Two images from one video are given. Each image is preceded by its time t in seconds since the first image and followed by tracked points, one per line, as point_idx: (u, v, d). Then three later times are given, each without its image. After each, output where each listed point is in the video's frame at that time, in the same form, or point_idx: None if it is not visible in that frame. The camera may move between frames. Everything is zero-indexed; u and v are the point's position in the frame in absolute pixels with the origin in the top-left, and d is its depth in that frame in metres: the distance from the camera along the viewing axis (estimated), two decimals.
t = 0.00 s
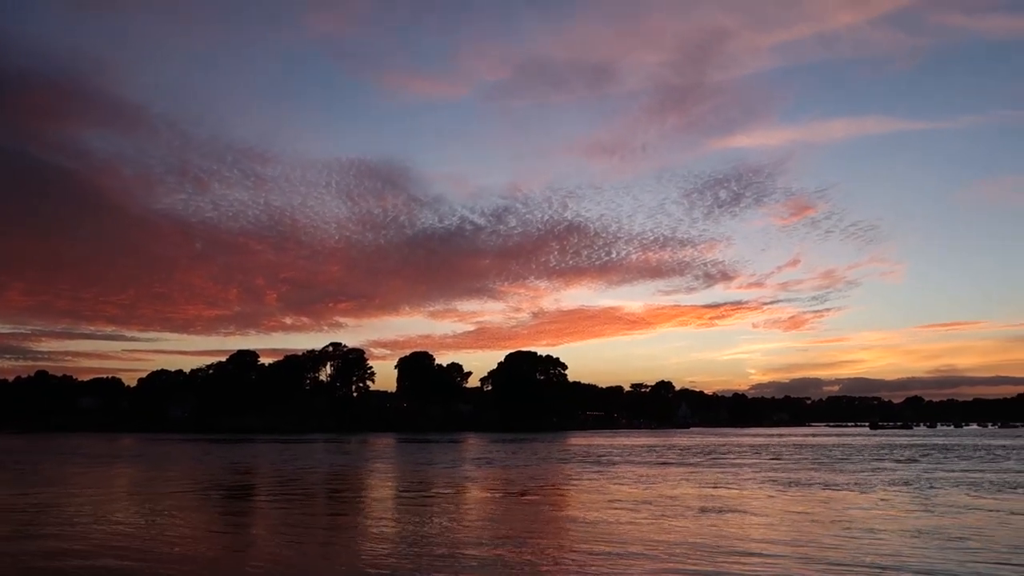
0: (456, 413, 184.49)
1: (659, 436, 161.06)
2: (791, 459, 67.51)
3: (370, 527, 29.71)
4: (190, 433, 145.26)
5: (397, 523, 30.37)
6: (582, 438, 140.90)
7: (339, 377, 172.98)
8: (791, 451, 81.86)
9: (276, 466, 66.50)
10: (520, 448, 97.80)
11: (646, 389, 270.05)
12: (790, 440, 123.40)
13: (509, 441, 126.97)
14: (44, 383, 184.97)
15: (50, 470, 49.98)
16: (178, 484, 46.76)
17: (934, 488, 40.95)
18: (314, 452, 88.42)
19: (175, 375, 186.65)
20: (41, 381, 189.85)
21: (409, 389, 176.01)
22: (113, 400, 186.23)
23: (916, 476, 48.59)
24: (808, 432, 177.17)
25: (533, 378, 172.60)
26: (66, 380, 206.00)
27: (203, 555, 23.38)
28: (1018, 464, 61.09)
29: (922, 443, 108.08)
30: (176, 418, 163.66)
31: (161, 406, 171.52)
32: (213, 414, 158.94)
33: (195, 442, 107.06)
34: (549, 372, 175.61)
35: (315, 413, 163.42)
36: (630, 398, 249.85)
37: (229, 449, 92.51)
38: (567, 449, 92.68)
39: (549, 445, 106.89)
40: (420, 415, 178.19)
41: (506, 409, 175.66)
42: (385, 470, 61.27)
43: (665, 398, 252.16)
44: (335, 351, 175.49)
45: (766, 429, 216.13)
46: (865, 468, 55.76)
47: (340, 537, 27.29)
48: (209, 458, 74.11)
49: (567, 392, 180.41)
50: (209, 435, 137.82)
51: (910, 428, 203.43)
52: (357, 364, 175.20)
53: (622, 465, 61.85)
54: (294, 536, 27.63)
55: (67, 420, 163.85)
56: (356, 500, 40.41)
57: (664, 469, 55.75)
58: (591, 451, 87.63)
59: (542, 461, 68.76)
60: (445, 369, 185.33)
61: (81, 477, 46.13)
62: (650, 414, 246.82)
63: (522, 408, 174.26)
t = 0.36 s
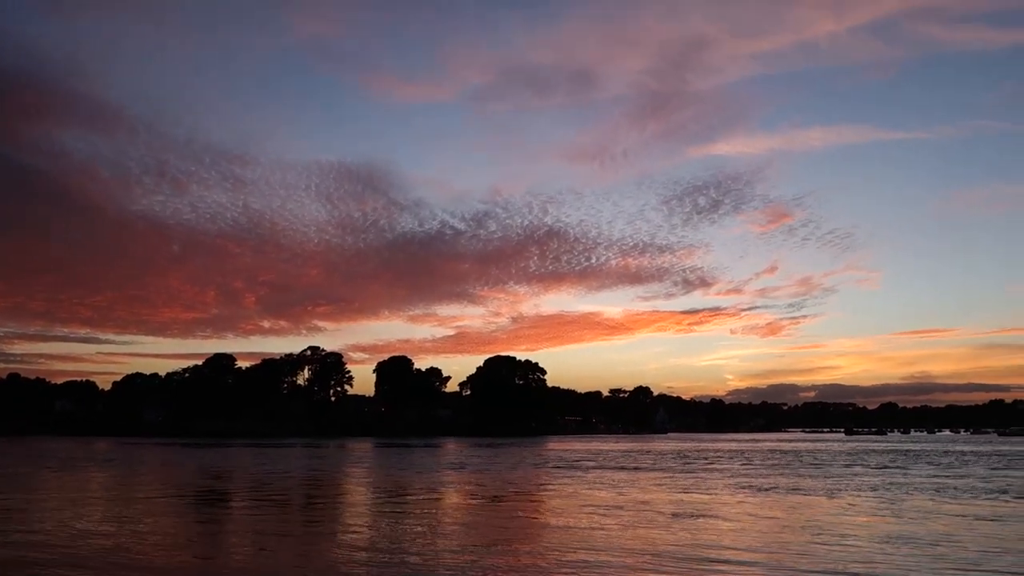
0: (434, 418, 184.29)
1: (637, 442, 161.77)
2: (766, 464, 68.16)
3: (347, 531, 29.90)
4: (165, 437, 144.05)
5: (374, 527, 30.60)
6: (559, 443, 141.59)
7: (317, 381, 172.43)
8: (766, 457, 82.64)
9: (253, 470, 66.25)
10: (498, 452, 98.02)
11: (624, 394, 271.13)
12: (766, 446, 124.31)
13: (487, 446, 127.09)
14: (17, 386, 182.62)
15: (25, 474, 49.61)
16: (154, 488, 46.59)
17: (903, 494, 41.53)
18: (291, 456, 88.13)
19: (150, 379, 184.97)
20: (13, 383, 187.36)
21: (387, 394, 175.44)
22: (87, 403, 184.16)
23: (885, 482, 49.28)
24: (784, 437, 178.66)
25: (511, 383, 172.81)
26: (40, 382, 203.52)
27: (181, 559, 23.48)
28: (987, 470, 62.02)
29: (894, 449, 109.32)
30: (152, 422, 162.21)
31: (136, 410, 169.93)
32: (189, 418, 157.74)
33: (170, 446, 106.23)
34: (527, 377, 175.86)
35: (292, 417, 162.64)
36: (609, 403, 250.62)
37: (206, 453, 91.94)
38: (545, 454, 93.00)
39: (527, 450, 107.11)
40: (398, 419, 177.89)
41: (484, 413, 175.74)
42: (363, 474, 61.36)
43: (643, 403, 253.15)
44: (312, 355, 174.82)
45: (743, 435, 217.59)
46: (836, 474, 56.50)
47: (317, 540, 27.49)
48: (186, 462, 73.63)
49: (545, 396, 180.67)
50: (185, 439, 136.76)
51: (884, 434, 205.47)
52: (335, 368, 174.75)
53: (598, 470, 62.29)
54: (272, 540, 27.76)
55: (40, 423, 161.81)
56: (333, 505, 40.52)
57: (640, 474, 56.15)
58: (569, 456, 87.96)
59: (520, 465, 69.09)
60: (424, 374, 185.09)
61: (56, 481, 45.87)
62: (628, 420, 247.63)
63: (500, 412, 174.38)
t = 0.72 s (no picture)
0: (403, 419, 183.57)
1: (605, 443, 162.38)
2: (730, 465, 68.82)
3: (314, 531, 29.79)
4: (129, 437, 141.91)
5: (345, 528, 30.52)
6: (528, 444, 141.74)
7: (285, 382, 171.16)
8: (733, 458, 83.35)
9: (219, 471, 65.60)
10: (467, 454, 97.98)
11: (594, 396, 272.07)
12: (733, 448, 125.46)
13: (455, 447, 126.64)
14: None
15: None
16: (119, 490, 45.98)
17: (866, 495, 41.93)
18: (258, 458, 87.23)
19: (114, 378, 181.91)
20: None
21: (356, 394, 174.36)
22: (49, 403, 180.60)
23: (849, 483, 49.77)
24: (751, 440, 179.95)
25: (481, 384, 172.46)
26: None
27: (144, 559, 23.28)
28: (948, 471, 62.95)
29: (859, 450, 110.68)
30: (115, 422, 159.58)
31: (99, 410, 167.05)
32: (154, 419, 155.49)
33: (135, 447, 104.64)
34: (497, 378, 174.96)
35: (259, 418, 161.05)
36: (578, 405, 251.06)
37: (171, 454, 90.81)
38: (514, 456, 93.02)
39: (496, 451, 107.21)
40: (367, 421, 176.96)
41: (454, 415, 175.40)
42: (331, 475, 60.99)
43: (612, 406, 253.99)
44: (281, 355, 173.39)
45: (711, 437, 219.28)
46: (800, 475, 56.97)
47: (283, 540, 27.34)
48: (151, 463, 72.61)
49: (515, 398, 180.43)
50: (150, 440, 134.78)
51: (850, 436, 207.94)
52: (303, 368, 173.65)
53: (566, 470, 62.53)
54: (238, 540, 27.60)
55: None
56: (300, 505, 40.28)
57: (607, 476, 56.35)
58: (538, 458, 88.04)
59: (489, 466, 69.10)
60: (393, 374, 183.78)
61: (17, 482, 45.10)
62: (597, 421, 248.30)
63: (470, 414, 174.10)
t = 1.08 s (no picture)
0: (373, 416, 183.50)
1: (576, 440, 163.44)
2: (695, 462, 69.78)
3: (284, 529, 29.97)
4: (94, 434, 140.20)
5: (314, 525, 30.72)
6: (498, 442, 142.36)
7: (254, 379, 170.34)
8: (699, 456, 84.55)
9: (187, 469, 65.30)
10: (437, 451, 98.35)
11: (564, 393, 273.62)
12: (700, 444, 127.01)
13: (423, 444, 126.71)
14: None
15: None
16: (85, 487, 45.72)
17: (825, 491, 42.92)
18: (226, 455, 86.65)
19: (78, 374, 179.28)
20: None
21: (324, 391, 173.09)
22: (10, 400, 177.27)
23: (811, 480, 50.68)
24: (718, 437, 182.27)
25: (452, 381, 173.07)
26: None
27: (113, 557, 23.36)
28: (907, 468, 64.39)
29: (822, 448, 112.76)
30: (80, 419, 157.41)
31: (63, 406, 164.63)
32: (120, 415, 153.66)
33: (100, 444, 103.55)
34: (467, 376, 175.96)
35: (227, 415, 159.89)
36: (548, 402, 252.39)
37: (138, 451, 90.06)
38: (484, 453, 93.65)
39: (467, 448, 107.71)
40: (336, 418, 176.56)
41: (424, 411, 175.61)
42: (300, 473, 60.98)
43: (581, 403, 255.61)
44: (249, 352, 172.58)
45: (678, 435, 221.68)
46: (764, 473, 57.88)
47: (253, 539, 27.50)
48: (117, 460, 72.04)
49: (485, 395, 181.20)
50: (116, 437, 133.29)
51: (815, 433, 211.09)
52: (272, 365, 173.10)
53: (534, 468, 63.10)
54: (208, 538, 27.69)
55: None
56: (269, 503, 40.37)
57: (574, 472, 57.02)
58: (507, 455, 88.65)
59: (458, 464, 69.46)
60: (362, 371, 183.77)
61: None
62: (567, 419, 249.73)
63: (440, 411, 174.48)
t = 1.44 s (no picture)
0: (343, 413, 182.63)
1: (546, 437, 163.94)
2: (661, 460, 70.28)
3: (251, 527, 29.72)
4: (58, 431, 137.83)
5: (282, 524, 30.51)
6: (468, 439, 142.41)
7: (222, 375, 168.77)
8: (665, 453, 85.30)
9: (152, 466, 64.51)
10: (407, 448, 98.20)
11: (534, 390, 274.32)
12: (668, 442, 128.14)
13: (392, 441, 126.35)
14: None
15: None
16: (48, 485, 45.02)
17: (789, 488, 43.45)
18: (192, 452, 85.80)
19: (41, 370, 175.96)
20: None
21: (294, 388, 171.46)
22: None
23: (773, 476, 51.51)
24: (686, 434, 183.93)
25: (422, 378, 172.84)
26: None
27: (78, 557, 23.02)
28: (868, 465, 65.48)
29: (786, 445, 114.24)
30: (42, 416, 154.65)
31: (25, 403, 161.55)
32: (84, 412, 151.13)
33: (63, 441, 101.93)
34: (437, 373, 175.96)
35: (195, 412, 158.21)
36: (518, 399, 252.88)
37: (103, 448, 88.91)
38: (453, 450, 93.63)
39: (436, 445, 107.64)
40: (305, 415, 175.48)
41: (394, 408, 175.18)
42: (267, 470, 60.54)
43: (552, 400, 256.48)
44: (218, 348, 170.88)
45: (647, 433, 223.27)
46: (729, 469, 58.71)
47: (221, 537, 27.27)
48: (81, 457, 71.03)
49: (455, 392, 181.16)
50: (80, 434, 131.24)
51: (781, 431, 213.71)
52: (241, 362, 171.57)
53: (502, 465, 63.20)
54: (174, 537, 27.39)
55: None
56: (236, 501, 40.05)
57: (541, 469, 57.24)
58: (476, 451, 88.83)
59: (427, 461, 69.42)
60: (332, 368, 182.85)
61: None
62: (536, 415, 250.40)
63: (410, 408, 174.16)
